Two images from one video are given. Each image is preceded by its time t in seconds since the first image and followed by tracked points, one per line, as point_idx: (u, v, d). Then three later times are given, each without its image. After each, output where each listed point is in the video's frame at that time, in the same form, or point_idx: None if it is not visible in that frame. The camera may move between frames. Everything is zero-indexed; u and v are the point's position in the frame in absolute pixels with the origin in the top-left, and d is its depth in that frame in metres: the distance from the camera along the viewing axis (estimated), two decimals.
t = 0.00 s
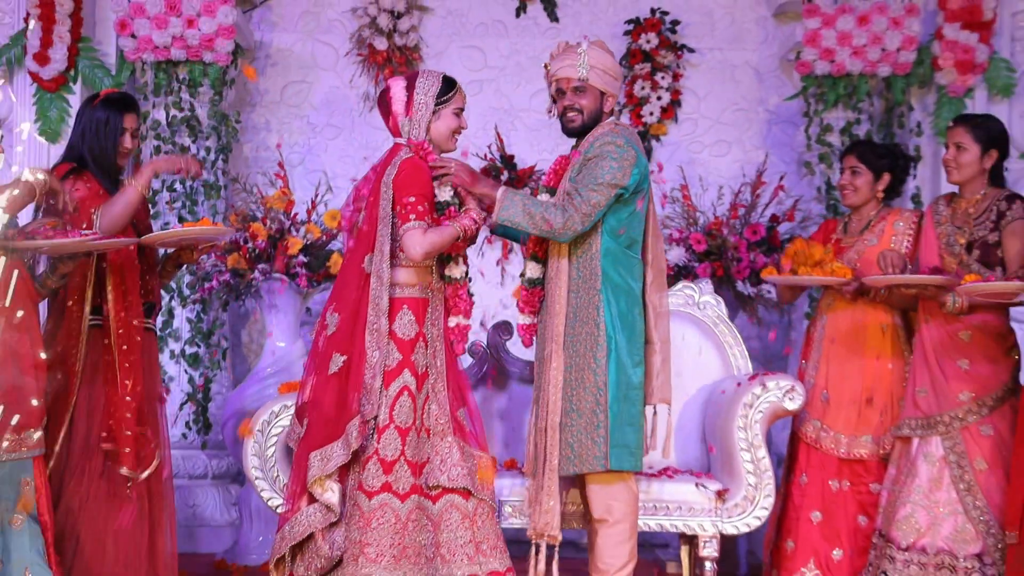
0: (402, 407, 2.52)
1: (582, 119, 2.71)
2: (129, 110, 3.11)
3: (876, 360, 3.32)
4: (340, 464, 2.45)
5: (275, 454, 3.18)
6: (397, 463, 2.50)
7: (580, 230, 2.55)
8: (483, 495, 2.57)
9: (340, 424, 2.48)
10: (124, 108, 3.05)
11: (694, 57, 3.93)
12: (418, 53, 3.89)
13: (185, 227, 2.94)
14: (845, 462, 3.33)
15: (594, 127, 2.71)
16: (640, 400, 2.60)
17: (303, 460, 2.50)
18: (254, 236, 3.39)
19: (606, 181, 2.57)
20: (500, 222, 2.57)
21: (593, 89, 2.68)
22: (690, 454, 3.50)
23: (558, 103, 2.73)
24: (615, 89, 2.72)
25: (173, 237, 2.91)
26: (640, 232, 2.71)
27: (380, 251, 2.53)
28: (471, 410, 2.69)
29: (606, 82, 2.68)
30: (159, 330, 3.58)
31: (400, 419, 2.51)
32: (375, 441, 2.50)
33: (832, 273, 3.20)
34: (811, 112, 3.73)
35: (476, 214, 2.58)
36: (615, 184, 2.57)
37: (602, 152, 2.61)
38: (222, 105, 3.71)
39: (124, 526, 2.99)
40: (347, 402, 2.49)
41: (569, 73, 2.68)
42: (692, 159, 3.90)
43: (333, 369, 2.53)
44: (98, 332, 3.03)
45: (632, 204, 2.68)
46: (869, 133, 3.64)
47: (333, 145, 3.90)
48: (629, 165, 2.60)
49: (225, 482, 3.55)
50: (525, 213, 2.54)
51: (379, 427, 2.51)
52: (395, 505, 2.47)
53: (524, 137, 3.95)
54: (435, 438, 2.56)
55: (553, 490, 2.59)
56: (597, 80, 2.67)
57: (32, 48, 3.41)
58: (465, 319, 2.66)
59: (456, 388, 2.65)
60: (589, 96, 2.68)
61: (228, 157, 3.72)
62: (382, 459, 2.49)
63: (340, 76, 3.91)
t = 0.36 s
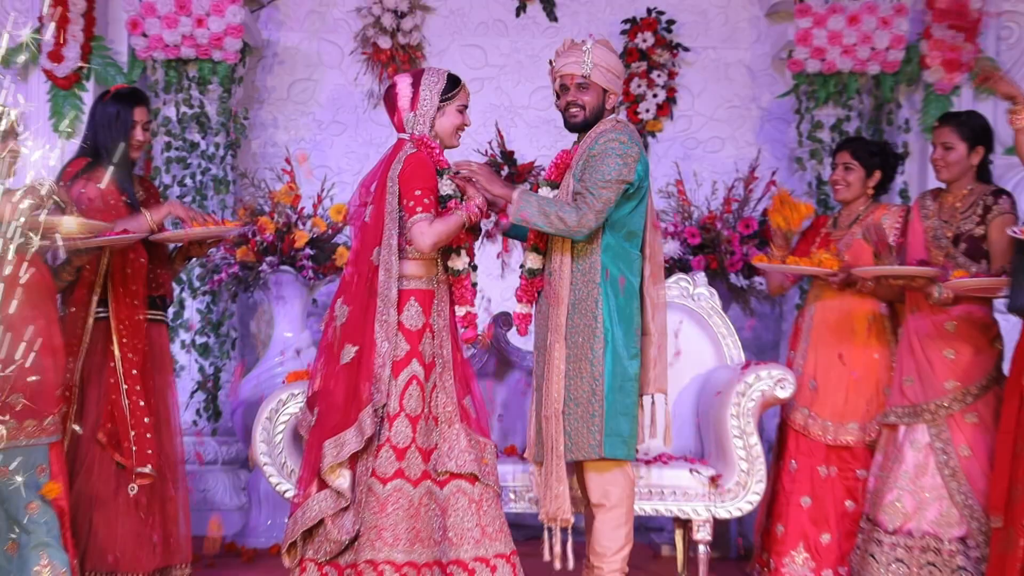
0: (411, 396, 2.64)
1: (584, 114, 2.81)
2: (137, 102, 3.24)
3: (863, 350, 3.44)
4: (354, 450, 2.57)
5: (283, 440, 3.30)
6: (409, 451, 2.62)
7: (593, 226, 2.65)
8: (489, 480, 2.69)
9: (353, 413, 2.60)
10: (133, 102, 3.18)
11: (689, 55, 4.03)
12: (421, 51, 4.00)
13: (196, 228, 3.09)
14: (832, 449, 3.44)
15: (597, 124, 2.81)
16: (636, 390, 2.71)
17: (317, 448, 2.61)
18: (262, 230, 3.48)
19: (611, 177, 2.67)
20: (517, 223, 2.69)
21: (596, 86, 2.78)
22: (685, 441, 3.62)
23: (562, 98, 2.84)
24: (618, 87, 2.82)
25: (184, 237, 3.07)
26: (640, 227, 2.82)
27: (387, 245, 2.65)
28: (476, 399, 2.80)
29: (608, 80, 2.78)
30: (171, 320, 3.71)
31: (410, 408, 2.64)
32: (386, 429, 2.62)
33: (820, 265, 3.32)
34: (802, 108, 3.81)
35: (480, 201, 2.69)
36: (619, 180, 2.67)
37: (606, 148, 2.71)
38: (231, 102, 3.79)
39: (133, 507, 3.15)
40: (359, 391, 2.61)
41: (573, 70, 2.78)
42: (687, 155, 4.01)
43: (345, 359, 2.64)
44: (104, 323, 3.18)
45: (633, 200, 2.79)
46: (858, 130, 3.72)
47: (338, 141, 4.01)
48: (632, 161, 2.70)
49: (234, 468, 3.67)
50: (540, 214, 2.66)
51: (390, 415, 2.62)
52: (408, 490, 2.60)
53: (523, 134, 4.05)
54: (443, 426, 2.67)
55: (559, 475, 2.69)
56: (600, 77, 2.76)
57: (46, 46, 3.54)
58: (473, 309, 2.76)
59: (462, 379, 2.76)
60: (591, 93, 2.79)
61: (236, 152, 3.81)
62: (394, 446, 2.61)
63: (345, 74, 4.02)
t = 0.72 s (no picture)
0: (419, 387, 2.78)
1: (583, 113, 2.92)
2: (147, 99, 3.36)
3: (850, 342, 3.55)
4: (364, 437, 2.69)
5: (290, 430, 3.41)
6: (418, 440, 2.76)
7: (607, 227, 2.76)
8: (494, 468, 2.81)
9: (362, 402, 2.71)
10: (142, 97, 3.31)
11: (684, 57, 4.15)
12: (423, 53, 4.10)
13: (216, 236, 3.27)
14: (820, 439, 3.54)
15: (596, 123, 2.92)
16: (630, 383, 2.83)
17: (328, 436, 2.74)
18: (270, 225, 3.60)
19: (614, 175, 2.76)
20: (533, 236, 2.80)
21: (596, 86, 2.89)
22: (680, 431, 3.74)
23: (561, 97, 2.95)
24: (616, 87, 2.93)
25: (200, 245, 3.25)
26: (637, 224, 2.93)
27: (391, 239, 2.76)
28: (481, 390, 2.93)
29: (607, 80, 2.89)
30: (180, 313, 3.79)
31: (418, 399, 2.77)
32: (396, 420, 2.75)
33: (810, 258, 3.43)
34: (793, 108, 3.90)
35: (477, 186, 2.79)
36: (621, 178, 2.77)
37: (607, 147, 2.81)
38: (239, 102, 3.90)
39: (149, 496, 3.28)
40: (368, 381, 2.72)
41: (573, 70, 2.89)
42: (681, 152, 4.12)
43: (354, 351, 2.75)
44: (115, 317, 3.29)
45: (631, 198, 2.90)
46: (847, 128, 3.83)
47: (343, 140, 4.13)
48: (632, 159, 2.80)
49: (242, 456, 3.79)
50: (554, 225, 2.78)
51: (399, 406, 2.76)
52: (419, 478, 2.74)
53: (523, 132, 4.16)
54: (450, 416, 2.80)
55: (562, 465, 2.79)
56: (600, 77, 2.87)
57: (61, 48, 3.66)
58: (473, 303, 2.86)
59: (467, 369, 2.88)
60: (589, 92, 2.90)
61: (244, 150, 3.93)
62: (404, 436, 2.74)
63: (350, 75, 4.14)
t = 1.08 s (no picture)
0: (424, 381, 2.86)
1: (579, 113, 3.01)
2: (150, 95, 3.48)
3: (840, 335, 3.63)
4: (370, 426, 2.77)
5: (294, 423, 3.49)
6: (425, 433, 2.85)
7: (617, 226, 2.81)
8: (497, 459, 2.93)
9: (368, 393, 2.80)
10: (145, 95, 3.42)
11: (679, 57, 4.22)
12: (424, 53, 4.21)
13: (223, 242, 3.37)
14: (811, 430, 3.63)
15: (590, 122, 3.01)
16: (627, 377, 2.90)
17: (335, 425, 2.83)
18: (274, 223, 3.67)
19: (615, 172, 2.82)
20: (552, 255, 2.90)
21: (591, 87, 2.97)
22: (675, 422, 3.83)
23: (557, 97, 3.02)
24: (610, 87, 3.02)
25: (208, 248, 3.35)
26: (635, 220, 3.01)
27: (391, 232, 2.85)
28: (484, 383, 3.04)
29: (603, 81, 2.97)
30: (186, 309, 3.87)
31: (424, 393, 2.86)
32: (403, 413, 2.84)
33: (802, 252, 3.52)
34: (786, 107, 3.99)
35: (474, 182, 2.89)
36: (623, 175, 2.82)
37: (604, 146, 2.88)
38: (244, 101, 3.98)
39: (153, 485, 3.38)
40: (374, 371, 2.81)
41: (569, 70, 2.95)
42: (677, 151, 4.20)
43: (360, 341, 2.84)
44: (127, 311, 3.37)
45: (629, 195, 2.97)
46: (841, 127, 3.90)
47: (345, 139, 4.21)
48: (629, 156, 2.87)
49: (248, 449, 3.90)
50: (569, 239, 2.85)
51: (405, 400, 2.84)
52: (426, 470, 2.82)
53: (522, 131, 4.24)
54: (454, 410, 2.91)
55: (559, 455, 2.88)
56: (595, 78, 2.95)
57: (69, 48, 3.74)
58: (473, 297, 2.92)
59: (470, 363, 2.99)
60: (585, 93, 2.97)
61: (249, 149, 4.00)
62: (411, 429, 2.84)
63: (352, 75, 4.21)
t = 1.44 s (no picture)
0: (429, 375, 3.03)
1: (570, 118, 3.17)
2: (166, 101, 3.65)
3: (821, 328, 3.83)
4: (377, 415, 2.95)
5: (303, 414, 3.66)
6: (430, 425, 3.01)
7: (614, 228, 2.98)
8: (498, 449, 3.11)
9: (375, 384, 2.98)
10: (160, 100, 3.57)
11: (671, 64, 4.42)
12: (426, 61, 4.39)
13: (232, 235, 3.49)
14: (795, 419, 3.81)
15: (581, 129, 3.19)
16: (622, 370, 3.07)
17: (344, 412, 3.02)
18: (284, 224, 3.85)
19: (609, 174, 2.99)
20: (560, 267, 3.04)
21: (582, 93, 3.13)
22: (668, 413, 4.01)
23: (551, 103, 3.18)
24: (600, 92, 3.18)
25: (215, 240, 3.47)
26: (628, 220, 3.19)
27: (394, 229, 3.02)
28: (487, 378, 3.21)
29: (593, 87, 3.13)
30: (199, 306, 4.05)
31: (429, 386, 3.03)
32: (409, 406, 3.01)
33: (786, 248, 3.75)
34: (773, 112, 4.17)
35: (474, 188, 3.05)
36: (616, 177, 3.00)
37: (598, 150, 3.05)
38: (255, 107, 4.14)
39: (169, 478, 3.54)
40: (381, 363, 2.98)
41: (561, 78, 3.11)
42: (669, 154, 4.41)
43: (367, 333, 3.02)
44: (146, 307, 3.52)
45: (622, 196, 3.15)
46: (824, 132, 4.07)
47: (351, 143, 4.40)
48: (622, 158, 3.04)
49: (260, 439, 4.10)
50: (574, 249, 3.01)
51: (411, 393, 3.02)
52: (432, 460, 3.00)
53: (522, 135, 4.42)
54: (457, 402, 3.09)
55: (551, 444, 3.05)
56: (586, 85, 3.11)
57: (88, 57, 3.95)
58: (475, 294, 3.14)
59: (474, 357, 3.18)
60: (577, 99, 3.14)
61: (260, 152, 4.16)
62: (416, 421, 3.00)
63: (359, 82, 4.40)
